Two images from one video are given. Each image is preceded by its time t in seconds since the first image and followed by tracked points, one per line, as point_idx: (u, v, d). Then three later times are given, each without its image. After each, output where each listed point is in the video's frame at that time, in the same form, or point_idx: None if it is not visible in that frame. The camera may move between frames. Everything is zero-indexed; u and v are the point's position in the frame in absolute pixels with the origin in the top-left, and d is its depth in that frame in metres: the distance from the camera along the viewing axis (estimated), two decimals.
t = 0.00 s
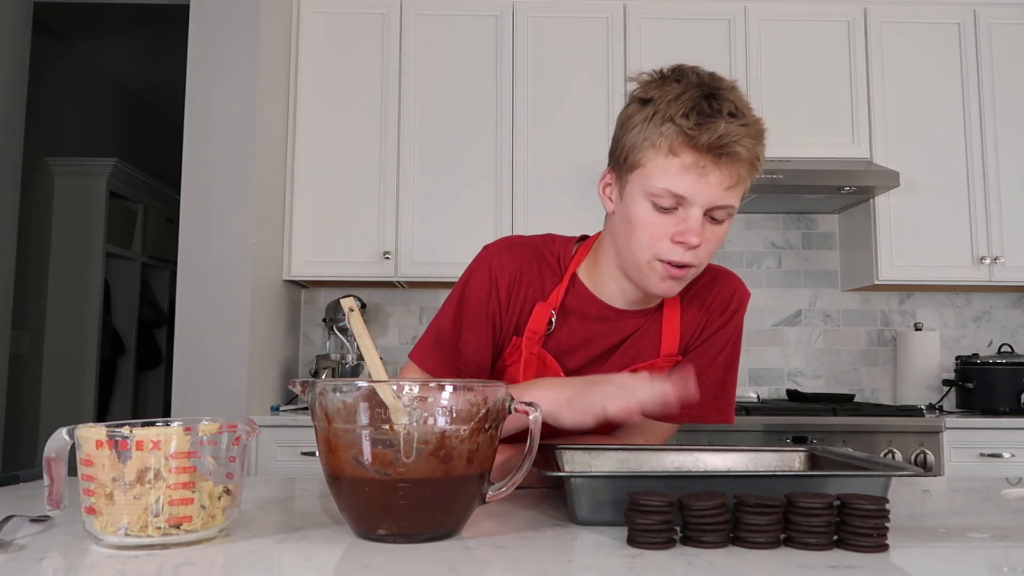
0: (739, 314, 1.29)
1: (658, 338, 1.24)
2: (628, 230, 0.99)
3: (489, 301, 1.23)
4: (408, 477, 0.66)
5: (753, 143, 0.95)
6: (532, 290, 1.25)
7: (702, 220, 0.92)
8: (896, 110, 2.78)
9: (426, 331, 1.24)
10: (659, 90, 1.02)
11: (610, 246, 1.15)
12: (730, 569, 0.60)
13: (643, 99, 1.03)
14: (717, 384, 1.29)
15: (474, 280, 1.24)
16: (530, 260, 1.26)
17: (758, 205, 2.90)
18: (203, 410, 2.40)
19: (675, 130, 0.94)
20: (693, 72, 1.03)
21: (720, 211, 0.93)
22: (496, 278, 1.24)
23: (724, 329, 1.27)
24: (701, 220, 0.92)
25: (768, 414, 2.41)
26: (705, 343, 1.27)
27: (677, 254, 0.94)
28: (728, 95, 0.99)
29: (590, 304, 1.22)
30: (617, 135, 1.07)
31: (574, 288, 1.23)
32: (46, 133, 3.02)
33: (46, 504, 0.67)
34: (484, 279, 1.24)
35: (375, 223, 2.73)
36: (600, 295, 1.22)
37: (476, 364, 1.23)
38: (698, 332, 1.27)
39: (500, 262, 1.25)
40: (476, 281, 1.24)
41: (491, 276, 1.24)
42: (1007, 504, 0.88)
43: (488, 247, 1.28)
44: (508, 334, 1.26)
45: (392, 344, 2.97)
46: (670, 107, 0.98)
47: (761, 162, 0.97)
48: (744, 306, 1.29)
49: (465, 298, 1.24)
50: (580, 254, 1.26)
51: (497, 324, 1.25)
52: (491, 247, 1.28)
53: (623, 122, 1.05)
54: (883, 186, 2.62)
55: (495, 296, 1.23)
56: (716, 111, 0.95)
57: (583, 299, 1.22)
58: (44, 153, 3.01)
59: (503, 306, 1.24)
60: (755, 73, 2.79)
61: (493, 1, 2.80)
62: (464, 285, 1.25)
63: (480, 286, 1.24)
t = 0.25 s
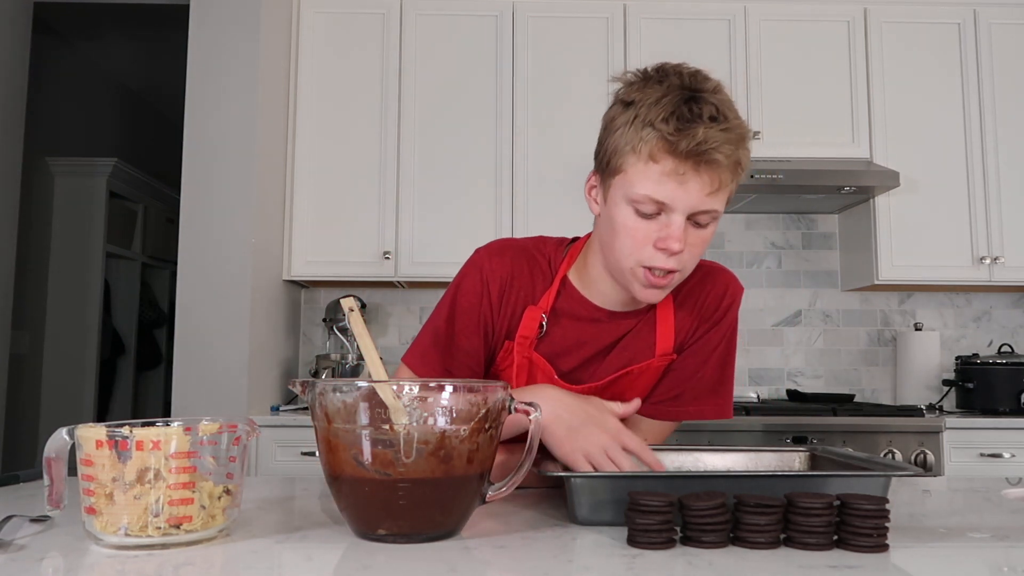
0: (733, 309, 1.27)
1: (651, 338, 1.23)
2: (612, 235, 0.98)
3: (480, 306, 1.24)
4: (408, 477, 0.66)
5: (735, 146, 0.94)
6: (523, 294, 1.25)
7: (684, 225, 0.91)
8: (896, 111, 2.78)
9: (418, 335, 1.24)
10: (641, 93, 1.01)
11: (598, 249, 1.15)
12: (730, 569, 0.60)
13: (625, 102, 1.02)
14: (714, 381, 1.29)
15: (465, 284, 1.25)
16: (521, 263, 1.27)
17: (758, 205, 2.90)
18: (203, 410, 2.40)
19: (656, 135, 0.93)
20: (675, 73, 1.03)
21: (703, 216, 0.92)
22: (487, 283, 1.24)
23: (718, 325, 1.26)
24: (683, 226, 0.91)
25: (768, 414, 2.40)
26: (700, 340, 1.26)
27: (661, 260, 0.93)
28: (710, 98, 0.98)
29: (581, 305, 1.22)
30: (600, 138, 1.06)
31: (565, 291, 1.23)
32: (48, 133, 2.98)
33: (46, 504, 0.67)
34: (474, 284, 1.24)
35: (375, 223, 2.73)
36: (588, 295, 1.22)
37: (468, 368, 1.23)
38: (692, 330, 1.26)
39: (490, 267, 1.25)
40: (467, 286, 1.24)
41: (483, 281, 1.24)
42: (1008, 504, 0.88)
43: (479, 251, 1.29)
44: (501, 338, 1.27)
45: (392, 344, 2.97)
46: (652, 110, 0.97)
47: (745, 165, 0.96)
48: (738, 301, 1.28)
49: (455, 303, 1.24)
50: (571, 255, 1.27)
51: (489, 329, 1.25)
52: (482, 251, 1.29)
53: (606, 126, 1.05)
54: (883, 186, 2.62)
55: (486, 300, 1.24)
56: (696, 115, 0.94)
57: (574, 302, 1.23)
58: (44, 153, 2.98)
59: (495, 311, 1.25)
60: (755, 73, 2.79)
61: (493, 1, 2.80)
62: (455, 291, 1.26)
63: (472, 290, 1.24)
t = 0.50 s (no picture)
0: (727, 306, 1.27)
1: (646, 338, 1.23)
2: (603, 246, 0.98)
3: (474, 308, 1.24)
4: (408, 477, 0.66)
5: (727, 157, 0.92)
6: (517, 295, 1.25)
7: (676, 238, 0.91)
8: (897, 111, 2.78)
9: (413, 337, 1.24)
10: (629, 101, 0.99)
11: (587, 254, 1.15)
12: (730, 569, 0.60)
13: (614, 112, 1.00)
14: (710, 378, 1.28)
15: (458, 287, 1.25)
16: (513, 265, 1.26)
17: (759, 205, 2.90)
18: (203, 410, 2.40)
19: (647, 150, 0.91)
20: (661, 78, 1.00)
21: (694, 228, 0.92)
22: (480, 286, 1.24)
23: (713, 322, 1.26)
24: (675, 239, 0.91)
25: (768, 414, 2.40)
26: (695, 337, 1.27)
27: (656, 272, 0.93)
28: (700, 106, 0.96)
29: (573, 306, 1.22)
30: (589, 145, 1.04)
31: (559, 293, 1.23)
32: (45, 134, 3.00)
33: (46, 504, 0.67)
34: (468, 286, 1.24)
35: (375, 223, 2.73)
36: (581, 297, 1.22)
37: (463, 371, 1.23)
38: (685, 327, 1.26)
39: (484, 268, 1.25)
40: (461, 288, 1.24)
41: (476, 283, 1.24)
42: (1008, 504, 0.88)
43: (472, 253, 1.29)
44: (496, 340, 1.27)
45: (392, 344, 2.97)
46: (641, 121, 0.95)
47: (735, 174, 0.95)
48: (731, 298, 1.28)
49: (449, 305, 1.24)
50: (564, 256, 1.26)
51: (484, 331, 1.25)
52: (476, 253, 1.29)
53: (595, 134, 1.03)
54: (883, 186, 2.62)
55: (480, 302, 1.24)
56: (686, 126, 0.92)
57: (568, 304, 1.22)
58: (43, 154, 3.00)
59: (489, 312, 1.24)
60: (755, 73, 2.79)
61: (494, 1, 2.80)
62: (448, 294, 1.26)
63: (465, 293, 1.24)
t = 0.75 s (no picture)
0: (717, 300, 1.28)
1: (639, 334, 1.24)
2: (617, 265, 0.97)
3: (465, 312, 1.23)
4: (408, 477, 0.66)
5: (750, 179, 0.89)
6: (508, 298, 1.25)
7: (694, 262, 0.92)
8: (897, 111, 2.78)
9: (403, 344, 1.23)
10: (650, 123, 0.89)
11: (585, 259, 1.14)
12: (731, 570, 0.60)
13: (632, 133, 0.89)
14: (704, 373, 1.29)
15: (448, 292, 1.24)
16: (503, 268, 1.26)
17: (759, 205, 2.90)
18: (202, 410, 2.39)
19: (681, 186, 0.85)
20: (677, 89, 0.90)
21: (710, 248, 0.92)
22: (471, 290, 1.24)
23: (704, 316, 1.27)
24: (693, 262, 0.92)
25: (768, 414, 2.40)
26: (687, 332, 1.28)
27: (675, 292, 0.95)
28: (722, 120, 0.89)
29: (565, 306, 1.22)
30: (597, 161, 0.95)
31: (551, 295, 1.23)
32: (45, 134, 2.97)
33: (46, 504, 0.67)
34: (458, 290, 1.24)
35: (375, 223, 2.73)
36: (575, 297, 1.22)
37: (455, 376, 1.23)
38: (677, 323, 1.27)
39: (474, 273, 1.25)
40: (451, 293, 1.24)
41: (466, 287, 1.24)
42: (1008, 504, 0.88)
43: (462, 258, 1.28)
44: (488, 344, 1.26)
45: (392, 344, 2.97)
46: (668, 150, 0.86)
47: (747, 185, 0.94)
48: (722, 291, 1.29)
49: (439, 311, 1.24)
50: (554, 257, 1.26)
51: (476, 335, 1.25)
52: (465, 258, 1.28)
53: (607, 153, 0.93)
54: (883, 186, 2.62)
55: (470, 306, 1.24)
56: (717, 156, 0.86)
57: (560, 305, 1.22)
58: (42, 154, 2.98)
59: (480, 317, 1.24)
60: (755, 73, 2.79)
61: (494, 2, 2.80)
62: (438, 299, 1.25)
63: (455, 297, 1.24)
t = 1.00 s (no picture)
0: (713, 300, 1.29)
1: (637, 333, 1.25)
2: (629, 285, 1.03)
3: (462, 317, 1.23)
4: (408, 477, 0.66)
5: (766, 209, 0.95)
6: (505, 302, 1.24)
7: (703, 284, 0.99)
8: (897, 112, 2.78)
9: (398, 348, 1.23)
10: (677, 159, 0.91)
11: (588, 267, 1.15)
12: (731, 570, 0.60)
13: (660, 170, 0.91)
14: (701, 371, 1.30)
15: (445, 297, 1.24)
16: (501, 273, 1.26)
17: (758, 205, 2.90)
18: (202, 410, 2.40)
19: (708, 223, 0.90)
20: (701, 120, 0.92)
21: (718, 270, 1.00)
22: (468, 295, 1.23)
23: (701, 315, 1.28)
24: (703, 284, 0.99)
25: (768, 414, 2.40)
26: (684, 331, 1.28)
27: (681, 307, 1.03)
28: (745, 154, 0.92)
29: (563, 309, 1.22)
30: (617, 189, 0.97)
31: (550, 298, 1.23)
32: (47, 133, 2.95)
33: (46, 504, 0.67)
34: (455, 296, 1.24)
35: (375, 223, 2.73)
36: (574, 300, 1.22)
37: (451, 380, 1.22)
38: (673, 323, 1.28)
39: (470, 278, 1.24)
40: (447, 299, 1.24)
41: (463, 292, 1.24)
42: (1008, 504, 0.88)
43: (458, 264, 1.28)
44: (485, 349, 1.26)
45: (392, 344, 2.97)
46: (696, 187, 0.90)
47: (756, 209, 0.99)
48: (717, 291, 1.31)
49: (435, 316, 1.23)
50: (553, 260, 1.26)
51: (473, 340, 1.24)
52: (460, 264, 1.28)
53: (629, 184, 0.95)
54: (883, 186, 2.62)
55: (468, 312, 1.23)
56: (742, 192, 0.90)
57: (558, 308, 1.22)
58: (43, 154, 2.96)
59: (477, 322, 1.24)
60: (755, 73, 2.79)
61: (494, 2, 2.80)
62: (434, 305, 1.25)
63: (451, 302, 1.23)
